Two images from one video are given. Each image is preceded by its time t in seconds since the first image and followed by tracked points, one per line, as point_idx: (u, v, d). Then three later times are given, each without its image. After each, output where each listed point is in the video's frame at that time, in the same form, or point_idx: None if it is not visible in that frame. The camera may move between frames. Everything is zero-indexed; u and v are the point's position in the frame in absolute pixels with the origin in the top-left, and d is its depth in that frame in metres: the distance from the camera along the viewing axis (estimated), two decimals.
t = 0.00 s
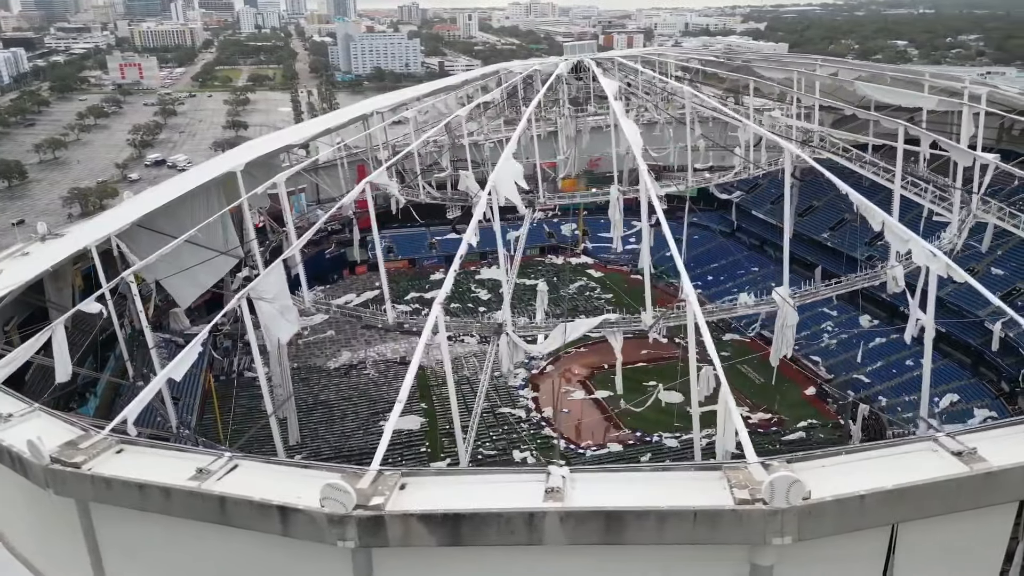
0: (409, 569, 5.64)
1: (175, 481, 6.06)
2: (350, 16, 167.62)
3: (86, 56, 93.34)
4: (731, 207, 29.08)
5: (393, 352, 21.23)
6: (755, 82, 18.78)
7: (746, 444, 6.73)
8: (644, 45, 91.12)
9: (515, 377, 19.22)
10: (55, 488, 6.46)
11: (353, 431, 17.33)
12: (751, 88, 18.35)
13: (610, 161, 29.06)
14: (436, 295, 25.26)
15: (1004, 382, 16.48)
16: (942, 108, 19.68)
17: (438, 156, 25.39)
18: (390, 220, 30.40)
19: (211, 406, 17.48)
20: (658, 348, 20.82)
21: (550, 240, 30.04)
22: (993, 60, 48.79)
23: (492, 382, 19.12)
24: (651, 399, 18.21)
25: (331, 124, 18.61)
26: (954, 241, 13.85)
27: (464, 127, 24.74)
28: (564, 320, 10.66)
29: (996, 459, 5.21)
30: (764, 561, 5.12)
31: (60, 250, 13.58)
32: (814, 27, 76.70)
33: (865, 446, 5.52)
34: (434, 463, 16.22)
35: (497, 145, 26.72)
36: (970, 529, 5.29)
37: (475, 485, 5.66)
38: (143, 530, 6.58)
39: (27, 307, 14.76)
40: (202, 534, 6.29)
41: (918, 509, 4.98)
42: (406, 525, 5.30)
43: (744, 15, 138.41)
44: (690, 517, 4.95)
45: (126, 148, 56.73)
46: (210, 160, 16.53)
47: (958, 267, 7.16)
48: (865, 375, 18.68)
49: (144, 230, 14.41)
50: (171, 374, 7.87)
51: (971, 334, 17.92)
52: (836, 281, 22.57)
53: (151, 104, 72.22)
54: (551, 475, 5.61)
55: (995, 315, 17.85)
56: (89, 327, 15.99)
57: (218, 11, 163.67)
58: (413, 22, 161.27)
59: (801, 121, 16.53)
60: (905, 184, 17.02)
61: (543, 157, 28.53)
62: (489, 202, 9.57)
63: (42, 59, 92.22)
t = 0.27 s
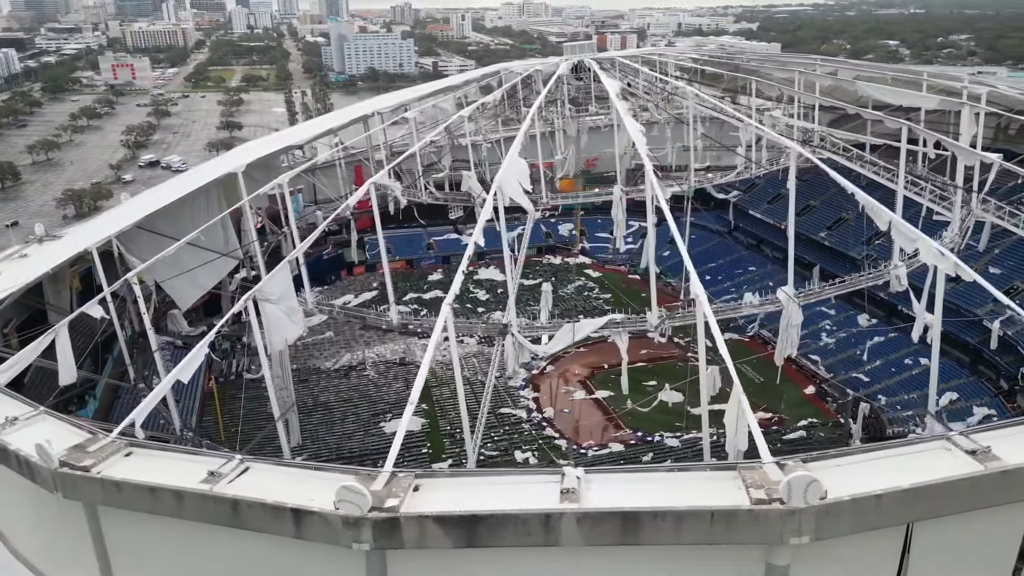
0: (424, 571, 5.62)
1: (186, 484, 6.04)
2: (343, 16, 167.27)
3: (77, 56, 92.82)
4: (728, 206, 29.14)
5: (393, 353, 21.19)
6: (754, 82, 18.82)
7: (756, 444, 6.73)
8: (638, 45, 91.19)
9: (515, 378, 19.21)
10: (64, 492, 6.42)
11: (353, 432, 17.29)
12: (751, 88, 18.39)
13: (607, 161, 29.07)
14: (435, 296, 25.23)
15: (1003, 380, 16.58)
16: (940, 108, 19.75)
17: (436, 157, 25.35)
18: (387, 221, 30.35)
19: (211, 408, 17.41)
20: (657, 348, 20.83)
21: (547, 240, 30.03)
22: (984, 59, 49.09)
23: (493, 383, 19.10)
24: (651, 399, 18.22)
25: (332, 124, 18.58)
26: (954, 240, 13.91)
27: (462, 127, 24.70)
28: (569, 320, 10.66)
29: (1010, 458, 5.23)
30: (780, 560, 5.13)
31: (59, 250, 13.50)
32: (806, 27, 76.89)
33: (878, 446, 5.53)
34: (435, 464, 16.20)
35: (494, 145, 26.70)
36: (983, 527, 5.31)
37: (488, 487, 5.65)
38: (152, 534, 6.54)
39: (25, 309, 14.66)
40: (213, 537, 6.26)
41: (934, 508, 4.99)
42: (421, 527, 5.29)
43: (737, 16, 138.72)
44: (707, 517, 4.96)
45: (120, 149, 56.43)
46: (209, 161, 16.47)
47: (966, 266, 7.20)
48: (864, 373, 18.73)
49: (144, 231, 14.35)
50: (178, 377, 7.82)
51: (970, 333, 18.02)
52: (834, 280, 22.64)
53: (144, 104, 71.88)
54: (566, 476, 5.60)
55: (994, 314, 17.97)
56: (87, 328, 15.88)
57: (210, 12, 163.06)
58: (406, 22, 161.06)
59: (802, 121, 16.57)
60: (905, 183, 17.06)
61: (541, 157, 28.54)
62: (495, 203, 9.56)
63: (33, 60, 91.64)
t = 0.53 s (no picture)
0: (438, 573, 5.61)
1: (197, 487, 6.01)
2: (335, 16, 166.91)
3: (68, 57, 92.33)
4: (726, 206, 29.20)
5: (392, 354, 21.15)
6: (753, 81, 18.86)
7: (767, 443, 6.74)
8: (631, 45, 91.25)
9: (515, 378, 19.20)
10: (73, 495, 6.37)
11: (354, 433, 17.25)
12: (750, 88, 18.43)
13: (604, 161, 29.09)
14: (433, 296, 25.19)
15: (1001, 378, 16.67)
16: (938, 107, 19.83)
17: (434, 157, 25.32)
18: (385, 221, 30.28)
19: (211, 410, 17.34)
20: (656, 348, 20.86)
21: (544, 240, 29.99)
22: (975, 59, 49.35)
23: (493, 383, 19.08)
24: (650, 399, 18.22)
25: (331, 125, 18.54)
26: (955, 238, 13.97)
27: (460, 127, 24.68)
28: (573, 320, 10.67)
29: None
30: (797, 560, 5.13)
31: (57, 250, 13.43)
32: (799, 27, 77.10)
33: (891, 444, 5.55)
34: (437, 465, 16.18)
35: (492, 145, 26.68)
36: (995, 525, 5.33)
37: (503, 487, 5.64)
38: (163, 538, 6.50)
39: (23, 311, 14.56)
40: (224, 541, 6.23)
41: (949, 506, 5.01)
42: (436, 529, 5.27)
43: (729, 16, 139.04)
44: (724, 517, 4.96)
45: (113, 150, 56.14)
46: (208, 163, 16.43)
47: (973, 264, 7.23)
48: (863, 372, 18.78)
49: (143, 233, 14.31)
50: (184, 379, 7.77)
51: (968, 331, 18.11)
52: (832, 279, 22.71)
53: (136, 105, 71.56)
54: (580, 477, 5.60)
55: (992, 312, 18.07)
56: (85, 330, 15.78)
57: (202, 12, 162.48)
58: (399, 22, 160.84)
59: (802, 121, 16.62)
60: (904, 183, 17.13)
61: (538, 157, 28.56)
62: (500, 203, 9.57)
63: (23, 60, 91.10)
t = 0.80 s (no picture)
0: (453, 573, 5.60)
1: (209, 489, 5.98)
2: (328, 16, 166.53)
3: (59, 57, 91.79)
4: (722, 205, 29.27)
5: (391, 354, 21.12)
6: (752, 81, 18.91)
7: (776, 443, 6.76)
8: (624, 45, 91.34)
9: (515, 378, 19.19)
10: (82, 498, 6.33)
11: (355, 434, 17.22)
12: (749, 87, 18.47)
13: (601, 161, 29.12)
14: (431, 296, 25.16)
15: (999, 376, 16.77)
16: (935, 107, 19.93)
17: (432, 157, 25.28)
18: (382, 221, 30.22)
19: (211, 411, 17.28)
20: (655, 347, 20.89)
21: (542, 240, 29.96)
22: (966, 58, 49.60)
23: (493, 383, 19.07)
24: (651, 398, 18.23)
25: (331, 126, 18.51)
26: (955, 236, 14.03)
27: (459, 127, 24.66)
28: (578, 320, 10.68)
29: None
30: (812, 559, 5.14)
31: (57, 251, 13.33)
32: (791, 27, 77.34)
33: (903, 443, 5.57)
34: (438, 465, 16.17)
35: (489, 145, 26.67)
36: (1007, 523, 5.36)
37: (517, 487, 5.63)
38: (172, 541, 6.46)
39: (22, 312, 14.46)
40: (235, 543, 6.20)
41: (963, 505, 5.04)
42: (452, 530, 5.26)
43: (722, 16, 139.38)
44: (741, 516, 4.97)
45: (105, 151, 55.78)
46: (207, 163, 16.37)
47: (980, 263, 7.27)
48: (862, 370, 18.83)
49: (143, 234, 14.22)
50: (192, 381, 7.72)
51: (966, 329, 18.21)
52: (829, 278, 22.79)
53: (129, 105, 71.21)
54: (594, 477, 5.60)
55: (990, 310, 18.18)
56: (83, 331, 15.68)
57: (193, 12, 161.83)
58: (392, 22, 160.57)
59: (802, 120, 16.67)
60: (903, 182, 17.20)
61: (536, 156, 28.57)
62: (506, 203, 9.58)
63: (14, 60, 90.50)
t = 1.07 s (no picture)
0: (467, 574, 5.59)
1: (220, 492, 5.95)
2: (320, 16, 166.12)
3: (49, 57, 91.19)
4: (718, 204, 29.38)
5: (390, 355, 21.08)
6: (752, 81, 18.96)
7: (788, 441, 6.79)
8: (617, 45, 91.36)
9: (516, 378, 19.18)
10: (91, 502, 6.28)
11: (356, 435, 17.17)
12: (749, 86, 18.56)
13: (598, 161, 29.17)
14: (430, 297, 25.12)
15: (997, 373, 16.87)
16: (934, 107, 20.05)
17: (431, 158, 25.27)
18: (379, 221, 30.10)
19: (211, 412, 17.21)
20: (654, 347, 20.95)
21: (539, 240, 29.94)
22: (957, 58, 49.88)
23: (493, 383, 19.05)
24: (650, 397, 18.29)
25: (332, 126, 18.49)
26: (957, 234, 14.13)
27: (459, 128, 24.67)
28: (583, 320, 10.68)
29: None
30: (827, 558, 5.14)
31: (55, 252, 13.25)
32: (783, 27, 77.59)
33: (916, 442, 5.59)
34: (440, 466, 16.13)
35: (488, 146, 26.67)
36: (1019, 520, 5.39)
37: (531, 488, 5.62)
38: (181, 543, 6.43)
39: (20, 313, 14.35)
40: (248, 548, 6.16)
41: (977, 503, 5.06)
42: (467, 531, 5.25)
43: (714, 16, 139.70)
44: (757, 516, 4.98)
45: (97, 152, 55.44)
46: (207, 164, 16.34)
47: (986, 262, 7.30)
48: (861, 368, 18.90)
49: (142, 235, 14.18)
50: (200, 383, 7.66)
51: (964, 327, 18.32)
52: (827, 277, 22.86)
53: (121, 105, 70.82)
54: (607, 477, 5.60)
55: (988, 308, 18.30)
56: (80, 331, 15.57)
57: (184, 12, 161.17)
58: (384, 22, 160.30)
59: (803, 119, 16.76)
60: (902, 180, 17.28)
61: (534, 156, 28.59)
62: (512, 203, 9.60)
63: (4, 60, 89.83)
